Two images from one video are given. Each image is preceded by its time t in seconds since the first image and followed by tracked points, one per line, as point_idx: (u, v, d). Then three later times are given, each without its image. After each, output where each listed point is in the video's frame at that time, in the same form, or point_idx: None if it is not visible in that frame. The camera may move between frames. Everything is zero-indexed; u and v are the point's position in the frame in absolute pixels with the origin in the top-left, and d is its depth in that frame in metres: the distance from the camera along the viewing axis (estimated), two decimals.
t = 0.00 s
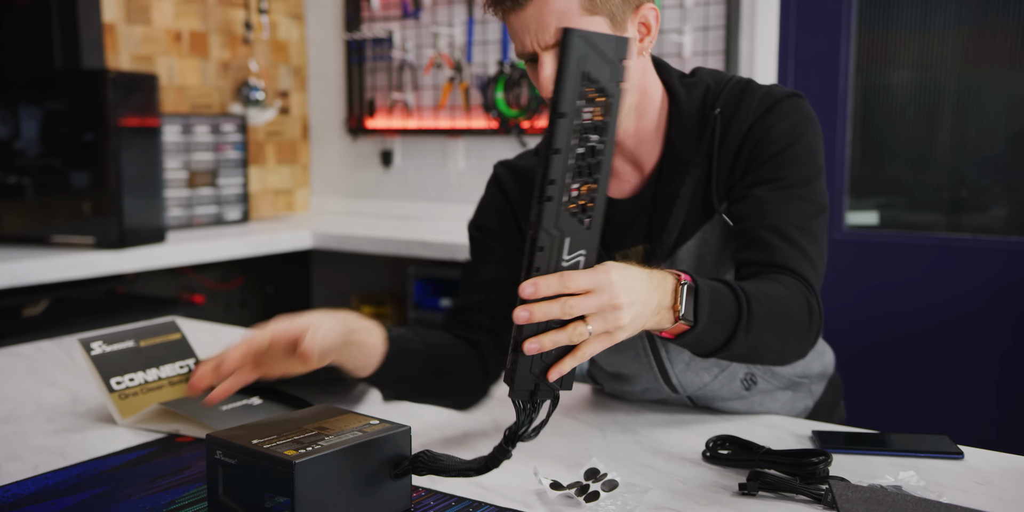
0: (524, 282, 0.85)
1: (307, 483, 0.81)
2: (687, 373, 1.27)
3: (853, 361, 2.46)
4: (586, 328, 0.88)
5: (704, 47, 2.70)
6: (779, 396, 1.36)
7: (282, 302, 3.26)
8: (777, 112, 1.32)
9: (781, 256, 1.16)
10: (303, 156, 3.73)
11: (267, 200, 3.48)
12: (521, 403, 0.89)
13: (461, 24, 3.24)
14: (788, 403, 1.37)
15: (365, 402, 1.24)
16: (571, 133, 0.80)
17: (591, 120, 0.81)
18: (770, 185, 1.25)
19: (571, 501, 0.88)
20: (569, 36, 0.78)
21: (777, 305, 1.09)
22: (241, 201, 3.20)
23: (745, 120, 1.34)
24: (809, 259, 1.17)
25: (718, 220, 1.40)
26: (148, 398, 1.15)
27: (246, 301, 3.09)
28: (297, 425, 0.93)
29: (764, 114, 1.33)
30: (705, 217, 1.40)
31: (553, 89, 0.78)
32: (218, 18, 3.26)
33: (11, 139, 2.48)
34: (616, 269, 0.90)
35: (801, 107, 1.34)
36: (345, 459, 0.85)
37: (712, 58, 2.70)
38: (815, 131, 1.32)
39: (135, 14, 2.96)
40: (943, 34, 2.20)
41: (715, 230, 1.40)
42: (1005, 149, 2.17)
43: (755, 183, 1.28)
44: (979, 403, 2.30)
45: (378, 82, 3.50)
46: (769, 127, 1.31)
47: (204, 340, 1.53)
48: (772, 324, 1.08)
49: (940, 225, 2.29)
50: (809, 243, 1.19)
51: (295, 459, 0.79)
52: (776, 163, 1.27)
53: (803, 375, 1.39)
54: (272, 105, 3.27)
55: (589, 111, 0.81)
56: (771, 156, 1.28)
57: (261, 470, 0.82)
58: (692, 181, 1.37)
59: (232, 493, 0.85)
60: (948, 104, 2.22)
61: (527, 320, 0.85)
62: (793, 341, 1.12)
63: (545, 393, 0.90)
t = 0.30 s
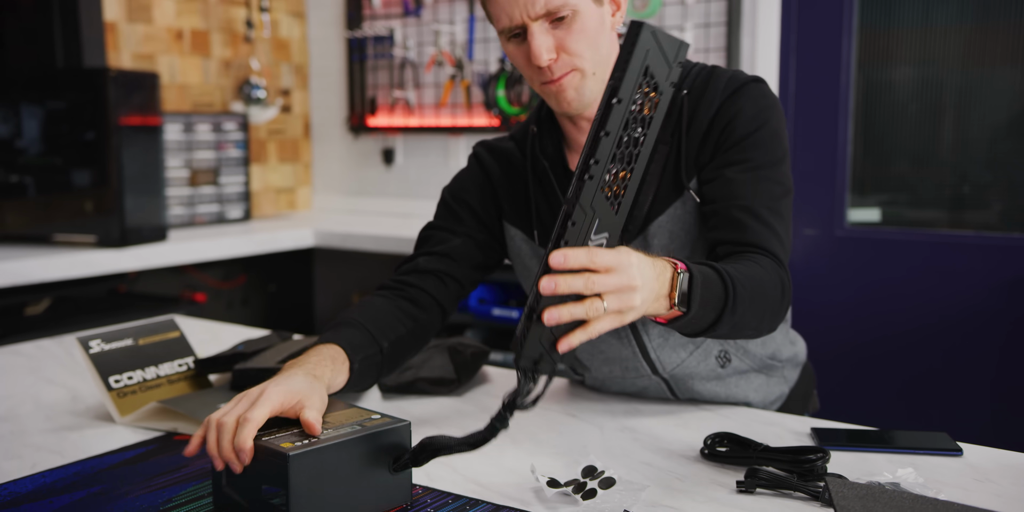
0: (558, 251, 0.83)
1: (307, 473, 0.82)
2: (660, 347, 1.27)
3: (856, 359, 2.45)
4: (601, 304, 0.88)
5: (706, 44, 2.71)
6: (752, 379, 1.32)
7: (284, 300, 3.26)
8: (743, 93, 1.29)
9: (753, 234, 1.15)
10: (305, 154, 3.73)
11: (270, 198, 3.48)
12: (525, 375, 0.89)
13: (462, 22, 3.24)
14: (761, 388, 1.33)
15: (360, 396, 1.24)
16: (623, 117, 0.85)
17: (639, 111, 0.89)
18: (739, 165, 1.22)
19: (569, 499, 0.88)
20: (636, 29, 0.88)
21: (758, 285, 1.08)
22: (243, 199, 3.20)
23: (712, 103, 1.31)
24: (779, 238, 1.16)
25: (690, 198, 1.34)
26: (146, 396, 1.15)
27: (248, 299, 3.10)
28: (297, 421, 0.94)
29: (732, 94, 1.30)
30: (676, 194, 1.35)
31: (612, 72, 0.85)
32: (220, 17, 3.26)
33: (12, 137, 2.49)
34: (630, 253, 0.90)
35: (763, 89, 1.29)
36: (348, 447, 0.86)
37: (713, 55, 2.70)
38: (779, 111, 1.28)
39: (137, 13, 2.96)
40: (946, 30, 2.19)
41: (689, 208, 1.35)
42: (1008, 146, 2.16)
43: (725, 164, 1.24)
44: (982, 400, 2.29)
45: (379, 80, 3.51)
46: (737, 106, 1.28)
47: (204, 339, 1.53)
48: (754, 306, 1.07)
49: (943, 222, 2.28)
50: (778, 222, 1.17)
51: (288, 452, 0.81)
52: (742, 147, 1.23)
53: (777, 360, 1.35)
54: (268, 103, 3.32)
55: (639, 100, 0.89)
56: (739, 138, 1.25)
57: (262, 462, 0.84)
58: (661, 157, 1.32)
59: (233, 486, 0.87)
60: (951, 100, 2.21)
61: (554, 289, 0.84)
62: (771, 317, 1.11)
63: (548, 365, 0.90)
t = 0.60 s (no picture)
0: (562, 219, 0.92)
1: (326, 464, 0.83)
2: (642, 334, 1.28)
3: (860, 365, 2.44)
4: (588, 271, 0.94)
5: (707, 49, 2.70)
6: (743, 380, 1.30)
7: (287, 308, 3.26)
8: (727, 93, 1.23)
9: (737, 234, 1.14)
10: (308, 161, 3.74)
11: (273, 206, 3.48)
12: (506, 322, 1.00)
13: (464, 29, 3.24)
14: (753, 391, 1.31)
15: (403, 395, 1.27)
16: (652, 107, 0.93)
17: (672, 104, 0.95)
18: (721, 166, 1.19)
19: (567, 508, 0.87)
20: (688, 31, 0.95)
21: (738, 278, 1.09)
22: (247, 207, 3.21)
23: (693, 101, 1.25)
24: (763, 240, 1.15)
25: (671, 195, 1.28)
26: (145, 405, 1.15)
27: (251, 307, 3.10)
28: (308, 415, 0.95)
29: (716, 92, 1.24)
30: (658, 189, 1.29)
31: (655, 63, 0.93)
32: (223, 25, 3.27)
33: (16, 146, 2.50)
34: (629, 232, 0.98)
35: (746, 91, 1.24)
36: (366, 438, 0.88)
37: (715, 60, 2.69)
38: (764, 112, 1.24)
39: (140, 22, 2.97)
40: (948, 35, 2.19)
41: (672, 204, 1.29)
42: (1011, 150, 2.15)
43: (708, 164, 1.21)
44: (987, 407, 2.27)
45: (382, 88, 3.50)
46: (718, 107, 1.23)
47: (205, 347, 1.53)
48: (732, 297, 1.09)
49: (946, 228, 2.27)
50: (763, 223, 1.16)
51: (308, 444, 0.81)
52: (724, 149, 1.20)
53: (772, 363, 1.33)
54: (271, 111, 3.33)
55: (674, 95, 0.95)
56: (721, 139, 1.21)
57: (279, 460, 0.84)
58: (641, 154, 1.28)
59: (249, 483, 0.87)
60: (954, 104, 2.20)
61: (550, 250, 0.93)
62: (751, 310, 1.13)
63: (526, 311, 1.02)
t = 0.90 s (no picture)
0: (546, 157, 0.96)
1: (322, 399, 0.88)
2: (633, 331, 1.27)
3: (856, 374, 2.43)
4: (554, 209, 0.98)
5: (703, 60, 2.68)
6: (730, 382, 1.30)
7: (284, 319, 3.25)
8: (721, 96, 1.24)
9: (719, 226, 1.13)
10: (305, 173, 3.74)
11: (269, 216, 3.47)
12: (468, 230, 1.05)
13: (461, 40, 3.25)
14: (740, 394, 1.31)
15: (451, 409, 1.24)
16: (660, 98, 0.89)
17: (684, 97, 0.89)
18: (708, 164, 1.18)
19: None
20: (724, 36, 0.85)
21: (711, 259, 1.08)
22: (243, 218, 3.20)
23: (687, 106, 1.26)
24: (743, 235, 1.14)
25: (660, 193, 1.29)
26: (137, 418, 1.14)
27: (248, 318, 3.09)
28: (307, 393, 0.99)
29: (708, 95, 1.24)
30: (649, 187, 1.30)
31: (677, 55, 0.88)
32: (219, 37, 3.27)
33: (11, 158, 2.50)
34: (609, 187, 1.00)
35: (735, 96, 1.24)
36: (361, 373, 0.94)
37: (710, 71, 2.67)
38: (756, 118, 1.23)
39: (137, 33, 2.98)
40: (942, 45, 2.19)
41: (662, 204, 1.29)
42: (1006, 159, 2.15)
43: (695, 161, 1.20)
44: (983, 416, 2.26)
45: (378, 99, 3.49)
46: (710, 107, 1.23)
47: (198, 359, 1.53)
48: (703, 276, 1.08)
49: (943, 237, 2.26)
50: (740, 218, 1.15)
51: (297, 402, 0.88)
52: (712, 149, 1.19)
53: (761, 368, 1.33)
54: (268, 122, 3.33)
55: (686, 89, 0.89)
56: (712, 139, 1.20)
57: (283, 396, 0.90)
58: (632, 153, 1.31)
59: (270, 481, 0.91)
60: (950, 114, 2.20)
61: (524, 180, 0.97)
62: (724, 295, 1.11)
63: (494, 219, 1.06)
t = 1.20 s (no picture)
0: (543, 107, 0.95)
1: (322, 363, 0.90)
2: (619, 340, 1.26)
3: (849, 390, 2.43)
4: (551, 161, 0.95)
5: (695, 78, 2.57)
6: (713, 392, 1.30)
7: (276, 334, 3.24)
8: (708, 112, 1.25)
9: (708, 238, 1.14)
10: (298, 187, 3.74)
11: (262, 230, 3.47)
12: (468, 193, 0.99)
13: (454, 55, 3.27)
14: (722, 404, 1.30)
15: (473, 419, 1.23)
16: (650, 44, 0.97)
17: (666, 50, 0.99)
18: (696, 180, 1.19)
19: None
20: None
21: (700, 262, 1.08)
22: (236, 231, 3.20)
23: (677, 122, 1.26)
24: (730, 247, 1.15)
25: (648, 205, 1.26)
26: (123, 435, 1.14)
27: (240, 332, 3.09)
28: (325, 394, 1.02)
29: (696, 115, 1.25)
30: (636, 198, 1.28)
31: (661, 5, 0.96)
32: (213, 51, 3.28)
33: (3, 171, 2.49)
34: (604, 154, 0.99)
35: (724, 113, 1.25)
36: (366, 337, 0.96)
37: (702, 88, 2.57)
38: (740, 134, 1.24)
39: (131, 47, 2.98)
40: (932, 64, 2.21)
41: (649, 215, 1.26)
42: (995, 175, 2.16)
43: (684, 174, 1.21)
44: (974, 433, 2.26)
45: (372, 113, 3.53)
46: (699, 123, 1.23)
47: (187, 375, 1.52)
48: (691, 278, 1.08)
49: (933, 253, 2.27)
50: (734, 235, 1.16)
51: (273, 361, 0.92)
52: (700, 166, 1.19)
53: (744, 379, 1.33)
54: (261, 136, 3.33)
55: (667, 40, 0.98)
56: (700, 154, 1.20)
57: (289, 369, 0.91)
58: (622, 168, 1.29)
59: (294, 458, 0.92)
60: (941, 131, 2.22)
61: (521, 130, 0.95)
62: (713, 302, 1.11)
63: (491, 188, 1.00)
